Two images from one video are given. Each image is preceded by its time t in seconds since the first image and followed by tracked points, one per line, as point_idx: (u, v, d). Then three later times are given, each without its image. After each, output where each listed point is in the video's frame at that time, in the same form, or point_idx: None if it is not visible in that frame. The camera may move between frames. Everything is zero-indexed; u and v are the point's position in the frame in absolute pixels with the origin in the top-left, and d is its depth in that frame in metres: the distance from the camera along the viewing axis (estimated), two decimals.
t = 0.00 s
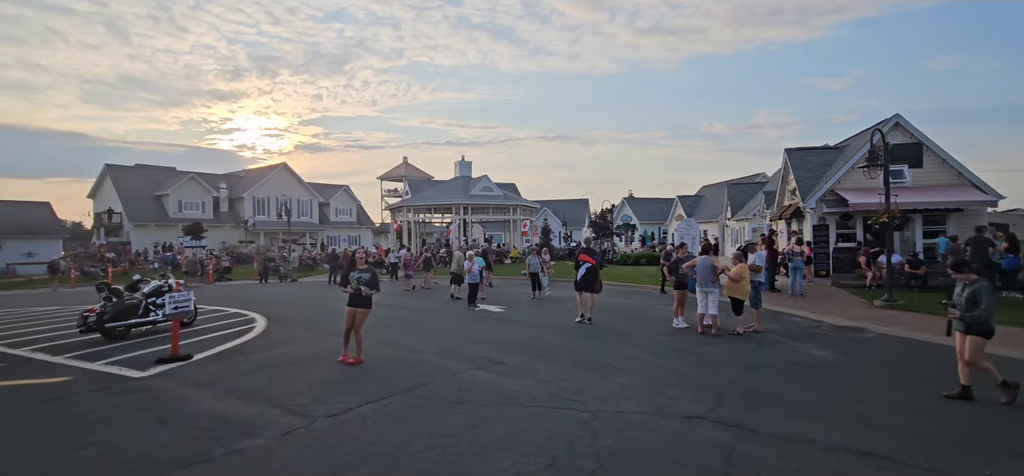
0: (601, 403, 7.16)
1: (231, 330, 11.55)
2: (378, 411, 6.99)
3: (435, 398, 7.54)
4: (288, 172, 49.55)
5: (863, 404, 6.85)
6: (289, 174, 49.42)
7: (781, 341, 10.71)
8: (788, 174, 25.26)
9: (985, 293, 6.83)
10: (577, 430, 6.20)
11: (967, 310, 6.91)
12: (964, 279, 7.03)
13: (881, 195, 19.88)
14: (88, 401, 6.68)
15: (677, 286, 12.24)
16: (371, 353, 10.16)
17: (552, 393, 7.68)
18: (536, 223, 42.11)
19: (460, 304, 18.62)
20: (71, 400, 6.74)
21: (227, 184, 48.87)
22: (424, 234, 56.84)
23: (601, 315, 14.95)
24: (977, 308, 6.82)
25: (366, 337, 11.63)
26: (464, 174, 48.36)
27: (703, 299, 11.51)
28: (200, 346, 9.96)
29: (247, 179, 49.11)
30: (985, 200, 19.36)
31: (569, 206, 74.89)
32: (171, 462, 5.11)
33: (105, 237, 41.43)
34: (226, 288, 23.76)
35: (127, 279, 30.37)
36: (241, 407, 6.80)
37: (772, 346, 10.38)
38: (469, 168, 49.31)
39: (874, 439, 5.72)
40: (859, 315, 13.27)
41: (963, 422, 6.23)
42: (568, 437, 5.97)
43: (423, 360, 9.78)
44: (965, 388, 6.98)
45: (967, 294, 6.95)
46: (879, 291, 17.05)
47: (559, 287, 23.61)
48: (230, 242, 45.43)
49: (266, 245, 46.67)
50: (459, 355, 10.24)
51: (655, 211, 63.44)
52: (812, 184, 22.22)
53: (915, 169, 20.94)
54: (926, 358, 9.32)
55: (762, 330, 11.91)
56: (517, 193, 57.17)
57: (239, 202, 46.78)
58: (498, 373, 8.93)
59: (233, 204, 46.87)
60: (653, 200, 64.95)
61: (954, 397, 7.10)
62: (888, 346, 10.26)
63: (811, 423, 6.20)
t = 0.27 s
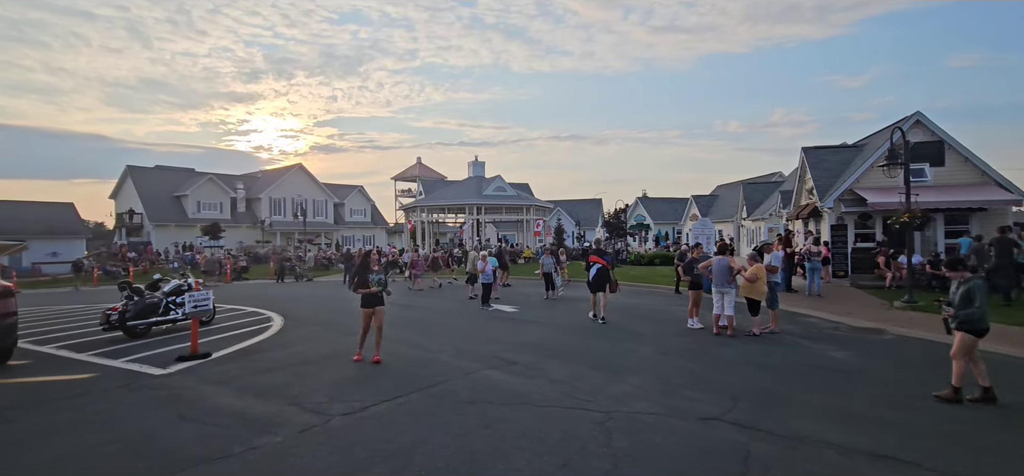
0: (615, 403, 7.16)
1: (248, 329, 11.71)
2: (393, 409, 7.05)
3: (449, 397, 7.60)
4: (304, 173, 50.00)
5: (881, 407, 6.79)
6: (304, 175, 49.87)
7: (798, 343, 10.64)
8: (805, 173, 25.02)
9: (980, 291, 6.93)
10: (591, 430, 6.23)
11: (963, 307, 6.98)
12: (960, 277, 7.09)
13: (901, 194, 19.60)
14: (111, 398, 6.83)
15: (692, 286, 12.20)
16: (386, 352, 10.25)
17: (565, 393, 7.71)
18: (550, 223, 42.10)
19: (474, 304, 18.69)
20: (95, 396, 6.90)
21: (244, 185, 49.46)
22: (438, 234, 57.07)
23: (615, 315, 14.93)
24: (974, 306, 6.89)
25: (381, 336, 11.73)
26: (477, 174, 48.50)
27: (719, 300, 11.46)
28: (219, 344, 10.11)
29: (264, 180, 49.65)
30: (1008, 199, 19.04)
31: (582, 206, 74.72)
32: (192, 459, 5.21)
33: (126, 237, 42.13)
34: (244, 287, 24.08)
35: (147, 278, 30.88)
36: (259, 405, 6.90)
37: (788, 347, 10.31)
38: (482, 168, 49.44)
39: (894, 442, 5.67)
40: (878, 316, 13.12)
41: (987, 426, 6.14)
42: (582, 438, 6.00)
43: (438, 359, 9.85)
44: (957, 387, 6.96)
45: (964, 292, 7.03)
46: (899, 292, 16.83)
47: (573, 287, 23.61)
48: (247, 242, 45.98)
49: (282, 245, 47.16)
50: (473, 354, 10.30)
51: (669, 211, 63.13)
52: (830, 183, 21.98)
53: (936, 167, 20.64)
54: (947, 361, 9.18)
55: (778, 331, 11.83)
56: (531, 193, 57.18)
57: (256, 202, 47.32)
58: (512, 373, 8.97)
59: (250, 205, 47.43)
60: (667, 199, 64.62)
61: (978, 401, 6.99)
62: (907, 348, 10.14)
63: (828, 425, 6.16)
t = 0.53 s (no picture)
0: (630, 405, 7.14)
1: (265, 328, 11.84)
2: (408, 409, 7.09)
3: (463, 397, 7.62)
4: (319, 174, 50.38)
5: (901, 410, 6.70)
6: (319, 176, 50.26)
7: (815, 344, 10.53)
8: (823, 173, 24.75)
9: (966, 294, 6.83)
10: (606, 431, 6.22)
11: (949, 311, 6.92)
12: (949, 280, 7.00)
13: (921, 193, 19.30)
14: (132, 395, 6.95)
15: (708, 287, 12.12)
16: (400, 352, 10.30)
17: (579, 394, 7.71)
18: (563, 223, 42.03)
19: (487, 304, 18.73)
20: (117, 393, 7.01)
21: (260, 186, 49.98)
22: (451, 234, 57.25)
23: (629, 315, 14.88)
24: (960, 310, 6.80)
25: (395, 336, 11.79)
26: (490, 175, 48.58)
27: (735, 301, 11.37)
28: (236, 343, 10.23)
29: (280, 181, 50.13)
30: None
31: (595, 206, 74.52)
32: (211, 456, 5.28)
33: (146, 237, 42.79)
34: (260, 287, 24.34)
35: (167, 278, 31.34)
36: (276, 403, 6.97)
37: (806, 349, 10.21)
38: (495, 168, 49.50)
39: (914, 446, 5.59)
40: (898, 318, 12.92)
41: (1012, 430, 6.02)
42: (598, 439, 5.99)
43: (452, 359, 9.88)
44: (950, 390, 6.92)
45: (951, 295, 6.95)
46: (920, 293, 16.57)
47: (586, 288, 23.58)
48: (264, 242, 46.46)
49: (297, 246, 47.58)
50: (487, 354, 10.32)
51: (683, 211, 62.76)
52: (848, 183, 21.70)
53: (958, 166, 20.30)
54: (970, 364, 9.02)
55: (795, 332, 11.71)
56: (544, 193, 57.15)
57: (272, 203, 47.80)
58: (526, 373, 8.98)
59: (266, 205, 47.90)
60: (681, 199, 64.25)
61: (1002, 404, 6.86)
62: (927, 350, 9.99)
63: (846, 428, 6.10)
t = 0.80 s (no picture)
0: (646, 406, 7.11)
1: (280, 328, 11.96)
2: (423, 409, 7.11)
3: (478, 397, 7.63)
4: (333, 175, 50.74)
5: (922, 413, 6.59)
6: (334, 177, 50.61)
7: (833, 347, 10.40)
8: (840, 173, 24.47)
9: (956, 292, 6.95)
10: (621, 433, 6.19)
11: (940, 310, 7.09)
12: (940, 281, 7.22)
13: (942, 193, 19.00)
14: (151, 394, 7.03)
15: (724, 289, 12.04)
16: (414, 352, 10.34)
17: (594, 395, 7.69)
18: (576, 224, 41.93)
19: (501, 304, 18.74)
20: (139, 391, 7.11)
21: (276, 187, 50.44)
22: (464, 235, 57.36)
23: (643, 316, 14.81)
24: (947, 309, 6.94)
25: (410, 336, 11.83)
26: (503, 175, 48.63)
27: (752, 302, 11.27)
28: (253, 343, 10.33)
29: (295, 182, 50.56)
30: None
31: (608, 207, 74.27)
32: (228, 454, 5.32)
33: (165, 238, 43.39)
34: (276, 287, 24.58)
35: (184, 278, 31.71)
36: (293, 402, 7.03)
37: (824, 351, 10.10)
38: (508, 169, 49.52)
39: (936, 451, 5.50)
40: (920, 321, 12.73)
41: None
42: (613, 440, 5.97)
43: (466, 359, 9.90)
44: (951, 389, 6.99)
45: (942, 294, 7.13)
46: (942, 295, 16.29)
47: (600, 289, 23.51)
48: (279, 243, 46.89)
49: (312, 246, 47.95)
50: (501, 354, 10.34)
51: (697, 211, 62.34)
52: (866, 183, 21.42)
53: (980, 165, 19.98)
54: (993, 367, 8.86)
55: (813, 334, 11.58)
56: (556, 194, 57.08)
57: (287, 204, 48.21)
58: (541, 373, 8.97)
59: (282, 206, 48.35)
60: (694, 200, 63.82)
61: None
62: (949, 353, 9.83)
63: (866, 432, 6.02)
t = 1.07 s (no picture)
0: (661, 408, 7.06)
1: (296, 327, 12.06)
2: (437, 409, 7.12)
3: (492, 397, 7.64)
4: (347, 176, 51.06)
5: (944, 417, 6.48)
6: (348, 178, 50.93)
7: (852, 349, 10.27)
8: (859, 172, 24.17)
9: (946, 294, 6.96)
10: (636, 434, 6.16)
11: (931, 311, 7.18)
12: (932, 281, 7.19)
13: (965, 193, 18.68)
14: (171, 391, 7.11)
15: (740, 290, 11.94)
16: (429, 352, 10.37)
17: (609, 396, 7.65)
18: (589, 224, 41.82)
19: (514, 305, 18.74)
20: (159, 389, 7.20)
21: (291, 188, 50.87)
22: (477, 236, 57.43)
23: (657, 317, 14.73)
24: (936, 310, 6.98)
25: (424, 336, 11.87)
26: (516, 176, 48.64)
27: (769, 304, 11.16)
28: (270, 342, 10.42)
29: (310, 183, 50.96)
30: None
31: (621, 207, 74.00)
32: (245, 451, 5.37)
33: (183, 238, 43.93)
34: (291, 287, 24.79)
35: (202, 278, 32.08)
36: (309, 401, 7.08)
37: (842, 354, 9.97)
38: (521, 169, 49.50)
39: (958, 455, 5.40)
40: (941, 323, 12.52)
41: None
42: (628, 441, 5.94)
43: (480, 359, 9.91)
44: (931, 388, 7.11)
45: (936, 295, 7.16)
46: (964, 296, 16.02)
47: (614, 290, 23.43)
48: (294, 243, 47.31)
49: (327, 247, 48.31)
50: (515, 355, 10.33)
51: (712, 211, 61.87)
52: (885, 182, 21.12)
53: (1003, 164, 19.63)
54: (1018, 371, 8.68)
55: (831, 336, 11.44)
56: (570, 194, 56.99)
57: (302, 205, 48.61)
58: (555, 374, 8.95)
59: (297, 207, 48.76)
60: (709, 200, 63.35)
61: None
62: (972, 356, 9.66)
63: (886, 435, 5.94)
